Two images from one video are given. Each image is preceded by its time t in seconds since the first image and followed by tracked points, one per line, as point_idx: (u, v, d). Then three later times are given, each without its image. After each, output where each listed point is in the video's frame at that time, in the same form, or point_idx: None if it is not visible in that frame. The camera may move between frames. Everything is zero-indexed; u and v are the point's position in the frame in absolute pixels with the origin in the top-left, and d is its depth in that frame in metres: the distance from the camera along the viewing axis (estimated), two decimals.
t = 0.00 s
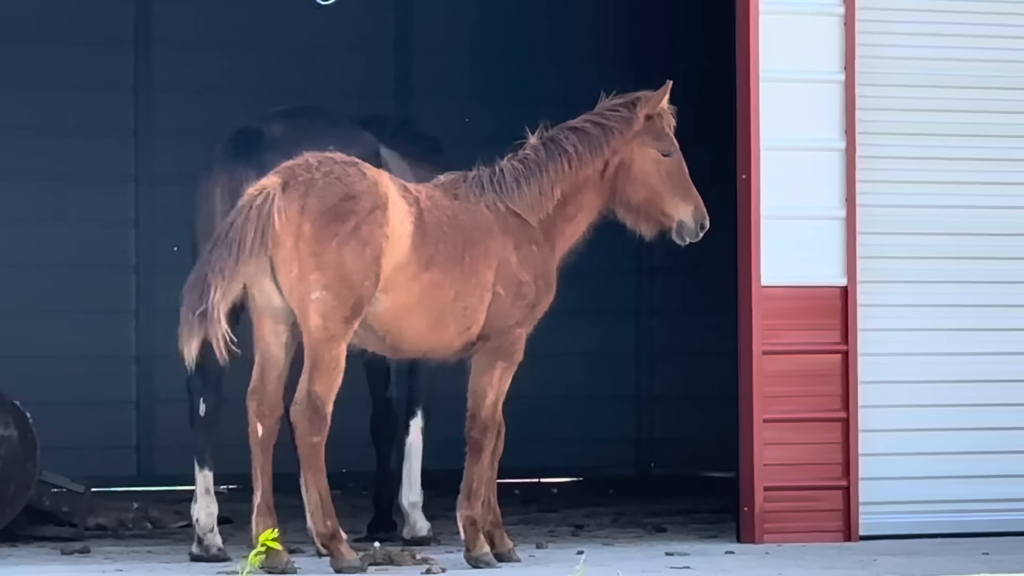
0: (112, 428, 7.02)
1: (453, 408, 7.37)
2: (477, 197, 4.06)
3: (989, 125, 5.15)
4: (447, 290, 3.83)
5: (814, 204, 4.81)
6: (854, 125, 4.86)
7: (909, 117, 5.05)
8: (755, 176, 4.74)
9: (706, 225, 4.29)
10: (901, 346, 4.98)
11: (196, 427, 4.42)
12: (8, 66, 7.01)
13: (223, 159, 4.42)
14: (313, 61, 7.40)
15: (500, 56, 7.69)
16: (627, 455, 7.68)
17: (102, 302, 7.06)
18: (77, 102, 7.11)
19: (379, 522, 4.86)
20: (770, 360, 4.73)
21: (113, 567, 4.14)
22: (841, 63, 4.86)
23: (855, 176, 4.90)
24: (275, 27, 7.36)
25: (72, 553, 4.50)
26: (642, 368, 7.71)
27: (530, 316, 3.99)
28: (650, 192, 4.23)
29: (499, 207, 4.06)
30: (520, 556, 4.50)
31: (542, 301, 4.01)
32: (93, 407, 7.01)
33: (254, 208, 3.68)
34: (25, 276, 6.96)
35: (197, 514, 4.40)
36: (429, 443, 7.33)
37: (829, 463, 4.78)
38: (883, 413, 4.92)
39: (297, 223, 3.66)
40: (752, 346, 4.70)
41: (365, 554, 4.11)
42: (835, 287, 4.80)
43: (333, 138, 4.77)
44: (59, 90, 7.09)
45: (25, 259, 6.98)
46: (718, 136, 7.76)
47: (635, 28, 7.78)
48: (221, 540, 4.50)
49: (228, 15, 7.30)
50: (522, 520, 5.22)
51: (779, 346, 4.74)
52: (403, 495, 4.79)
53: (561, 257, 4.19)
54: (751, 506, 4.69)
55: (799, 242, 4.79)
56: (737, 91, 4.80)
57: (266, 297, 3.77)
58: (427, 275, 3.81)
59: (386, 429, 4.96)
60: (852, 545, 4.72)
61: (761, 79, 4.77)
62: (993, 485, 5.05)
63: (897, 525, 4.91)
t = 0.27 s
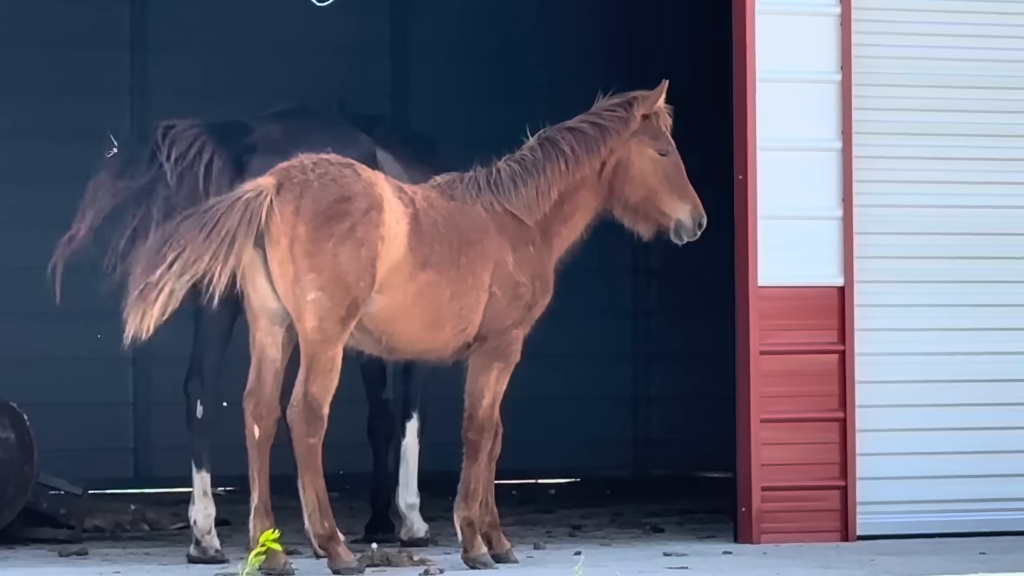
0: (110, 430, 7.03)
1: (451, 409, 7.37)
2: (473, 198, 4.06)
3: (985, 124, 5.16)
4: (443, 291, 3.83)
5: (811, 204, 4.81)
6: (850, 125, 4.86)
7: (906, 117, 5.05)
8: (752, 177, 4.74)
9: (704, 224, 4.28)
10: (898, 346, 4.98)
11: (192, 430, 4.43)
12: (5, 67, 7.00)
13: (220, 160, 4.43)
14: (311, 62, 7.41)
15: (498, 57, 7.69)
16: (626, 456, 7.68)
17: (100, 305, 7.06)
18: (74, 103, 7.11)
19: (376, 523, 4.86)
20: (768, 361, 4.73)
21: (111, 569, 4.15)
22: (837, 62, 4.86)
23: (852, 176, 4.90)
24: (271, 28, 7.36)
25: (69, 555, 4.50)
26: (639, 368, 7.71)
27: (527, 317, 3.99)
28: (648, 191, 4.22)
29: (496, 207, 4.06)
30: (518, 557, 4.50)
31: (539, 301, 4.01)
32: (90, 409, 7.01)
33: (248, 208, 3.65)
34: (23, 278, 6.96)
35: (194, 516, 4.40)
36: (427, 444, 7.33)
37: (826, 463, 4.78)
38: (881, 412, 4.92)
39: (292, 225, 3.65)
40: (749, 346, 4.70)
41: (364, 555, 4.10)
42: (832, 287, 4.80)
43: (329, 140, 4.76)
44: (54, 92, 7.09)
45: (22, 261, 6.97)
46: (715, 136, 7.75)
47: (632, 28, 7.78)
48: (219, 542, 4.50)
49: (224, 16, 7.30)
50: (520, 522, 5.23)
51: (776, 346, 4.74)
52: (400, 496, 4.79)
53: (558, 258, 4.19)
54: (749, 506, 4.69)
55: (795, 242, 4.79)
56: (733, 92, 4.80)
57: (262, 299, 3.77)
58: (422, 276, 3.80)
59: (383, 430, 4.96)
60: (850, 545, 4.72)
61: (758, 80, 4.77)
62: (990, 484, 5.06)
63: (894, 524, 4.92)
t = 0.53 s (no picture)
0: (108, 434, 7.03)
1: (449, 412, 7.38)
2: (468, 201, 4.06)
3: (981, 125, 5.16)
4: (438, 294, 3.83)
5: (806, 206, 4.81)
6: (845, 126, 4.86)
7: (901, 118, 5.05)
8: (748, 179, 4.74)
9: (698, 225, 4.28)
10: (894, 347, 4.98)
11: (188, 433, 4.44)
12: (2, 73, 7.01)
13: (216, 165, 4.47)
14: (307, 66, 7.41)
15: (494, 60, 7.69)
16: (626, 457, 7.68)
17: (97, 309, 7.07)
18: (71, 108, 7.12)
19: (373, 525, 4.86)
20: (763, 362, 4.73)
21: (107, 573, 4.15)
22: (831, 64, 4.86)
23: (847, 177, 4.90)
24: (268, 32, 7.37)
25: (66, 559, 4.51)
26: (638, 370, 7.71)
27: (521, 320, 3.99)
28: (643, 192, 4.22)
29: (490, 210, 4.06)
30: (514, 559, 4.50)
31: (534, 304, 4.01)
32: (88, 413, 7.01)
33: (241, 212, 3.64)
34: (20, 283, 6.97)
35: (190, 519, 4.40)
36: (425, 447, 7.34)
37: (823, 464, 4.78)
38: (877, 413, 4.92)
39: (286, 229, 3.65)
40: (745, 348, 4.70)
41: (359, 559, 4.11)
42: (827, 289, 4.80)
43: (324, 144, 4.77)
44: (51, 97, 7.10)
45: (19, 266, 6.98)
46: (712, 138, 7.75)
47: (629, 31, 7.78)
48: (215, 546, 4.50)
49: (220, 21, 7.30)
50: (517, 524, 5.23)
51: (772, 348, 4.74)
52: (396, 499, 4.79)
53: (553, 260, 4.19)
54: (745, 508, 4.68)
55: (790, 244, 4.79)
56: (728, 93, 4.80)
57: (256, 303, 3.76)
58: (416, 278, 3.80)
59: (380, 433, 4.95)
60: (846, 546, 4.72)
61: (752, 82, 4.77)
62: (988, 485, 5.06)
63: (891, 525, 4.91)
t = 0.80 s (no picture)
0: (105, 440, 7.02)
1: (447, 416, 7.37)
2: (463, 205, 4.06)
3: (978, 128, 5.16)
4: (435, 299, 3.82)
5: (803, 209, 4.81)
6: (842, 129, 4.86)
7: (898, 121, 5.05)
8: (744, 182, 4.74)
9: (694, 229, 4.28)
10: (892, 350, 4.98)
11: (185, 439, 4.45)
12: None
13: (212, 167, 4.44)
14: (304, 71, 7.41)
15: (491, 63, 7.69)
16: (625, 460, 7.68)
17: (95, 314, 7.06)
18: (68, 113, 7.12)
19: (370, 530, 4.84)
20: (761, 366, 4.73)
21: None
22: (828, 67, 4.86)
23: (844, 180, 4.90)
24: (265, 36, 7.37)
25: (63, 565, 4.51)
26: (636, 372, 7.71)
27: (518, 324, 3.99)
28: (639, 196, 4.22)
29: (486, 215, 4.06)
30: (512, 564, 4.50)
31: (531, 307, 4.00)
32: (86, 419, 7.01)
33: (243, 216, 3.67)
34: (18, 288, 6.97)
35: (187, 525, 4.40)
36: (423, 450, 7.34)
37: (820, 467, 4.78)
38: (875, 416, 4.92)
39: (282, 235, 3.65)
40: (742, 351, 4.70)
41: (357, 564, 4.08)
42: (824, 292, 4.80)
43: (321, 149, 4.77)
44: (47, 102, 7.10)
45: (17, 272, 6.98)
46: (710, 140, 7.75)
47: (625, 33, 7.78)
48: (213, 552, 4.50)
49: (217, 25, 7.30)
50: (515, 528, 5.23)
51: (769, 351, 4.74)
52: (393, 504, 4.81)
53: (550, 264, 4.19)
54: (743, 511, 4.68)
55: (787, 247, 4.79)
56: (725, 97, 4.80)
57: (253, 308, 3.76)
58: (413, 283, 3.80)
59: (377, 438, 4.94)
60: (845, 549, 4.71)
61: (749, 85, 4.76)
62: (986, 487, 5.05)
63: (889, 528, 4.91)
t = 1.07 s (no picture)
0: (106, 444, 7.03)
1: (449, 419, 7.37)
2: (463, 207, 4.06)
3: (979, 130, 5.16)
4: (435, 300, 3.82)
5: (803, 211, 4.81)
6: (842, 131, 4.86)
7: (897, 124, 5.05)
8: (745, 185, 4.74)
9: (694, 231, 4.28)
10: (892, 352, 4.98)
11: (187, 443, 4.45)
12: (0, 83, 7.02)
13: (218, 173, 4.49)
14: (304, 74, 7.42)
15: (491, 66, 7.69)
16: (626, 463, 7.68)
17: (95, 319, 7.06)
18: (68, 117, 7.12)
19: (372, 534, 4.83)
20: (762, 369, 4.73)
21: None
22: (828, 69, 4.86)
23: (845, 182, 4.91)
24: (265, 40, 7.37)
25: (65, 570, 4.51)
26: (637, 375, 7.71)
27: (519, 326, 3.98)
28: (640, 198, 4.22)
29: (486, 217, 4.06)
30: (514, 567, 4.51)
31: (531, 310, 4.01)
32: (87, 423, 7.01)
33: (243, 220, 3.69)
34: (19, 292, 6.98)
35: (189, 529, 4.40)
36: (424, 454, 7.34)
37: (822, 469, 4.78)
38: (876, 418, 4.92)
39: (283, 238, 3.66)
40: (743, 354, 4.70)
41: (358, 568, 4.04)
42: (825, 294, 4.80)
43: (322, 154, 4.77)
44: (47, 107, 7.10)
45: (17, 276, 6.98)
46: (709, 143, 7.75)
47: (625, 36, 7.78)
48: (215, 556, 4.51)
49: (217, 29, 7.30)
50: (517, 531, 5.23)
51: (770, 353, 4.74)
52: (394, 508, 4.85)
53: (550, 267, 4.19)
54: (744, 513, 4.68)
55: (788, 250, 4.79)
56: (725, 100, 4.80)
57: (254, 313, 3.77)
58: (413, 285, 3.80)
59: (378, 442, 4.94)
60: (846, 551, 4.71)
61: (749, 89, 4.77)
62: (988, 489, 5.05)
63: (891, 530, 4.91)
